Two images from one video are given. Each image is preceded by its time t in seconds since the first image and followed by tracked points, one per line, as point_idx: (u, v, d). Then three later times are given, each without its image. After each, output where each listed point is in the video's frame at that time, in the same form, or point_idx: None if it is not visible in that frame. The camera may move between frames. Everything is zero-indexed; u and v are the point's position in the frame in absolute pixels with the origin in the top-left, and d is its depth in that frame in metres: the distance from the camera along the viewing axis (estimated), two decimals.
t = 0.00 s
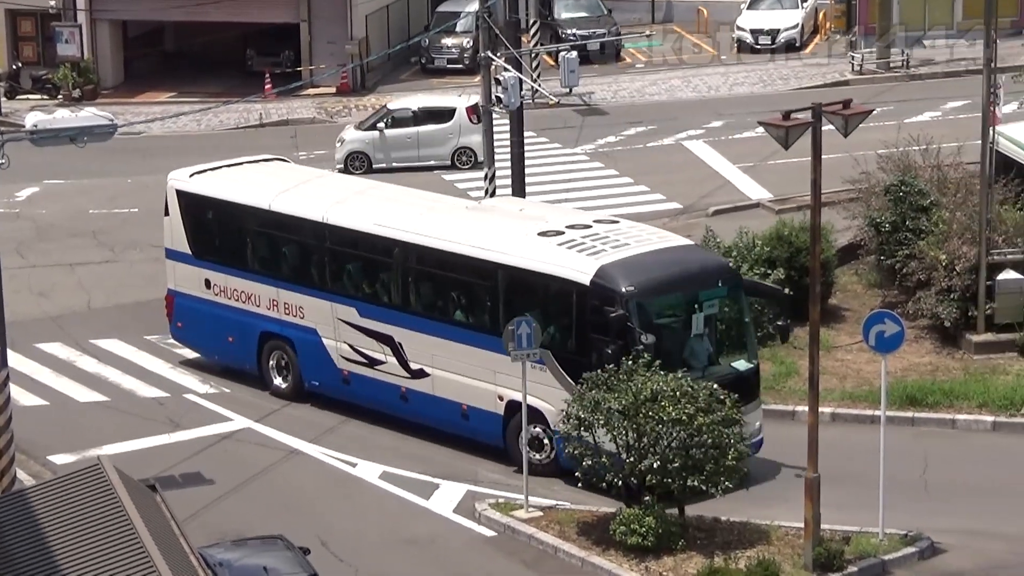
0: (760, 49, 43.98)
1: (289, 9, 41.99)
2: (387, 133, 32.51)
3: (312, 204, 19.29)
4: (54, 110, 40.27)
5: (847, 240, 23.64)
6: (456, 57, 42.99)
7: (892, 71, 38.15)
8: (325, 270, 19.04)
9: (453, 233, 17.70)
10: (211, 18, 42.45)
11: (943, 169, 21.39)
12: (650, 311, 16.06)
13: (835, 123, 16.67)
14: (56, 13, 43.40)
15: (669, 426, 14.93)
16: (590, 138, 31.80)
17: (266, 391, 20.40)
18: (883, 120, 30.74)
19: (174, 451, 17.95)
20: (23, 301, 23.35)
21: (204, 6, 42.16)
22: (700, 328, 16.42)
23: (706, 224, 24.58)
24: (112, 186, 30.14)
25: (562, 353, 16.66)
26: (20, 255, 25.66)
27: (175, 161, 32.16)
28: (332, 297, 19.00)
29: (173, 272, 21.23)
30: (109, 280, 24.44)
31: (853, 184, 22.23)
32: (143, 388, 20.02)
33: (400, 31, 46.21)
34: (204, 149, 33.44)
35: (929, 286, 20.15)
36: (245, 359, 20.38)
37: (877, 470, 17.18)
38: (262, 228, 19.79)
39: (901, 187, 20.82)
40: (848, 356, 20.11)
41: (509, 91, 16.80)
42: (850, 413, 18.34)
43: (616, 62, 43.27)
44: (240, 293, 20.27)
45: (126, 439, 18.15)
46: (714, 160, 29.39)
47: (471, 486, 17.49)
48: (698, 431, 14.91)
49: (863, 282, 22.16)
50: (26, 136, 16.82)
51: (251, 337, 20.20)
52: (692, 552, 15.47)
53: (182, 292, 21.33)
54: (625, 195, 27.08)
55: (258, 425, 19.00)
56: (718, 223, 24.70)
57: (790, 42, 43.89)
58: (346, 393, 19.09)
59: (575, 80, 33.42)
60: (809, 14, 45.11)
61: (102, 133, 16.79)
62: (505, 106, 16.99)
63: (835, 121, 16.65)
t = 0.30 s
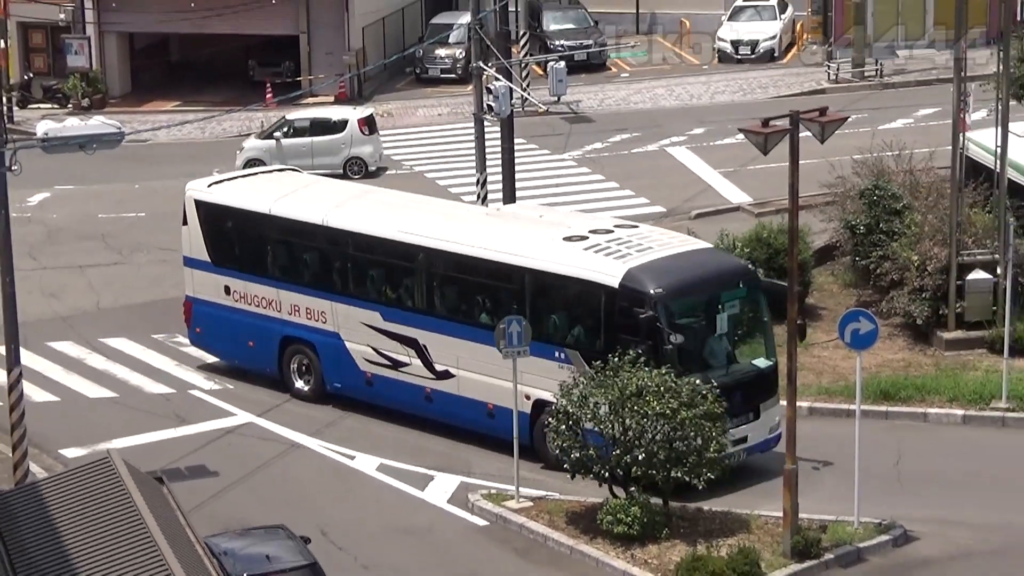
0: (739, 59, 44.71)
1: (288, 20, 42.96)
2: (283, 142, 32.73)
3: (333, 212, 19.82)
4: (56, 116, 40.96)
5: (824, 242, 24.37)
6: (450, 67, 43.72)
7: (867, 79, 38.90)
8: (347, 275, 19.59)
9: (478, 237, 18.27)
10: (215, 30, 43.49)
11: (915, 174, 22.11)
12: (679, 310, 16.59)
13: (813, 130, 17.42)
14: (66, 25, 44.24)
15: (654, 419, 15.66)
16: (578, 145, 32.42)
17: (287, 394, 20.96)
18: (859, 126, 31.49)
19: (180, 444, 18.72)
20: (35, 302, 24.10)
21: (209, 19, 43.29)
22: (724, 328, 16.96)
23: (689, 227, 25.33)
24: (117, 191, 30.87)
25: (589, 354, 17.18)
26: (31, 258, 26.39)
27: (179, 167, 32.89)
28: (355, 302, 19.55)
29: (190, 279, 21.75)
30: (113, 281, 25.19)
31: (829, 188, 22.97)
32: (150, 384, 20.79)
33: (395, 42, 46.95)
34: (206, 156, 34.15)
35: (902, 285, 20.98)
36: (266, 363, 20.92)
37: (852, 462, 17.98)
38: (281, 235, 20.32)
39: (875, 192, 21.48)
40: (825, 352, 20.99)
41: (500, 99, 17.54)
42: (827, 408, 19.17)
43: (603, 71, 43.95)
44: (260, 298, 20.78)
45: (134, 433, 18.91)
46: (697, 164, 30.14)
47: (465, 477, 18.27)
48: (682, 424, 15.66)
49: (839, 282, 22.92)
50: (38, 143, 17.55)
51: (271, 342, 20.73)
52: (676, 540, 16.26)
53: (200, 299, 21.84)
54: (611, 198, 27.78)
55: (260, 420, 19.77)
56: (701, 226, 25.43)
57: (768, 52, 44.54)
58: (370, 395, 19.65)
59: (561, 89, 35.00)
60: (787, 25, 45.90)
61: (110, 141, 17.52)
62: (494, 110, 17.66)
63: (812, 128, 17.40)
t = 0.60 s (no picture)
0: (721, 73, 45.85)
1: (294, 37, 44.04)
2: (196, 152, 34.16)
3: (358, 221, 20.63)
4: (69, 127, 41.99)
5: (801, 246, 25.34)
6: (447, 80, 44.76)
7: (842, 91, 39.88)
8: (371, 281, 20.38)
9: (503, 245, 19.12)
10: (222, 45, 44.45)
11: (887, 182, 22.99)
12: (702, 311, 17.48)
13: (791, 140, 18.40)
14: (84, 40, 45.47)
15: (640, 414, 16.61)
16: (567, 154, 33.50)
17: (311, 395, 21.76)
18: (833, 136, 32.42)
19: (191, 437, 19.70)
20: (54, 303, 25.08)
21: (216, 33, 44.30)
22: (744, 328, 17.87)
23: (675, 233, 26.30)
24: (129, 199, 31.85)
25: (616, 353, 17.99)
26: (49, 260, 27.37)
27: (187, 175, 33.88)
28: (380, 307, 20.34)
29: (214, 285, 22.46)
30: (125, 282, 26.16)
31: (806, 195, 23.92)
32: (163, 380, 21.77)
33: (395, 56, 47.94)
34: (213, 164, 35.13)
35: (876, 287, 21.98)
36: (291, 366, 21.70)
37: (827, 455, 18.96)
38: (306, 243, 21.09)
39: (849, 199, 22.43)
40: (802, 350, 22.06)
41: (494, 111, 18.49)
42: (804, 404, 20.28)
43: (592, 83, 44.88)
44: (285, 304, 21.56)
45: (148, 427, 19.88)
46: (681, 172, 31.13)
47: (461, 468, 19.26)
48: (666, 419, 16.62)
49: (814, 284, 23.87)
50: (56, 152, 18.52)
51: (296, 346, 21.50)
52: (661, 529, 17.24)
53: (223, 305, 22.60)
54: (599, 204, 28.70)
55: (267, 414, 20.74)
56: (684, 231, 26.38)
57: (749, 66, 45.70)
58: (394, 395, 20.47)
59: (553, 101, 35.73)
60: (766, 41, 46.96)
61: (124, 150, 18.48)
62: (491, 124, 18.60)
63: (790, 137, 18.38)
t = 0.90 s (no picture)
0: (703, 85, 46.82)
1: (298, 51, 45.07)
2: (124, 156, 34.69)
3: (380, 228, 21.54)
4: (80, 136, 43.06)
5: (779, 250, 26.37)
6: (443, 92, 45.84)
7: (817, 103, 40.92)
8: (392, 285, 21.30)
9: (524, 251, 20.07)
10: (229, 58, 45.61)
11: (859, 188, 23.99)
12: (722, 312, 18.32)
13: (769, 149, 19.39)
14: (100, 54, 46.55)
15: (625, 408, 17.63)
16: (557, 162, 34.48)
17: (333, 394, 22.71)
18: (808, 146, 33.42)
19: (200, 430, 20.74)
20: (71, 303, 26.09)
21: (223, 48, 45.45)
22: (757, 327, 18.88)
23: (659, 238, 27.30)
24: (140, 205, 32.82)
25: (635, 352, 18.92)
26: (65, 263, 28.38)
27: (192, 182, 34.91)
28: (403, 310, 21.25)
29: (235, 291, 23.37)
30: (134, 283, 27.18)
31: (783, 201, 24.94)
32: (173, 375, 22.80)
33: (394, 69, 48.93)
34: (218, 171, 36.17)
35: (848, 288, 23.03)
36: (312, 367, 22.62)
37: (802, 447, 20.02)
38: (327, 250, 21.98)
39: (824, 204, 23.53)
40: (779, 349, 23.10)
41: (488, 121, 19.54)
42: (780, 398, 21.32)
43: (581, 95, 45.92)
44: (306, 308, 22.43)
45: (159, 420, 20.92)
46: (665, 179, 32.15)
47: (456, 460, 20.29)
48: (651, 412, 17.67)
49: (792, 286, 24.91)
50: (73, 160, 19.52)
51: (318, 348, 22.42)
52: (645, 517, 18.28)
53: (244, 310, 23.46)
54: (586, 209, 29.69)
55: (272, 408, 21.77)
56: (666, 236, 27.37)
57: (729, 79, 46.71)
58: (415, 395, 21.41)
59: (544, 113, 36.31)
60: (746, 55, 48.02)
61: (137, 157, 19.47)
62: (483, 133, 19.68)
63: (768, 146, 19.37)
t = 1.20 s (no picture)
0: (684, 97, 47.93)
1: (301, 64, 46.25)
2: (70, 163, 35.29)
3: (399, 235, 22.41)
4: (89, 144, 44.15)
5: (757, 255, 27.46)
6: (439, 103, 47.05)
7: (792, 113, 42.11)
8: (412, 289, 22.21)
9: (542, 256, 21.02)
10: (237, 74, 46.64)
11: (832, 195, 24.88)
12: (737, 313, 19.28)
13: (746, 157, 20.49)
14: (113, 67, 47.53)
15: (610, 403, 18.76)
16: (546, 169, 35.59)
17: (351, 394, 23.64)
18: (784, 154, 34.55)
19: (208, 423, 21.84)
20: (85, 303, 27.17)
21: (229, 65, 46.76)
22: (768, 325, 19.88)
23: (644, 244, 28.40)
24: (148, 209, 33.89)
25: (652, 352, 19.85)
26: (80, 265, 29.47)
27: (196, 189, 36.01)
28: (423, 313, 22.17)
29: (255, 296, 24.17)
30: (143, 284, 28.25)
31: (760, 208, 26.02)
32: (183, 372, 23.91)
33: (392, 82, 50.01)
34: (222, 178, 37.25)
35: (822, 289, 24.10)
36: (332, 368, 23.54)
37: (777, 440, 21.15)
38: (347, 256, 22.83)
39: (798, 210, 24.42)
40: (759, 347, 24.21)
41: (480, 130, 20.61)
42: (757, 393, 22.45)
43: (569, 106, 46.96)
44: (326, 312, 23.31)
45: (170, 414, 22.02)
46: (648, 186, 33.26)
47: (450, 452, 21.40)
48: (634, 407, 18.82)
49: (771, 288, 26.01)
50: (87, 167, 20.61)
51: (337, 350, 23.31)
52: (629, 505, 19.40)
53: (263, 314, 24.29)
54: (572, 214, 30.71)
55: (276, 403, 22.86)
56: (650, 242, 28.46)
57: (708, 92, 47.81)
58: (434, 393, 22.39)
59: (533, 123, 37.43)
60: (724, 68, 49.13)
61: (148, 165, 20.55)
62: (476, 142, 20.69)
63: (746, 155, 20.47)
